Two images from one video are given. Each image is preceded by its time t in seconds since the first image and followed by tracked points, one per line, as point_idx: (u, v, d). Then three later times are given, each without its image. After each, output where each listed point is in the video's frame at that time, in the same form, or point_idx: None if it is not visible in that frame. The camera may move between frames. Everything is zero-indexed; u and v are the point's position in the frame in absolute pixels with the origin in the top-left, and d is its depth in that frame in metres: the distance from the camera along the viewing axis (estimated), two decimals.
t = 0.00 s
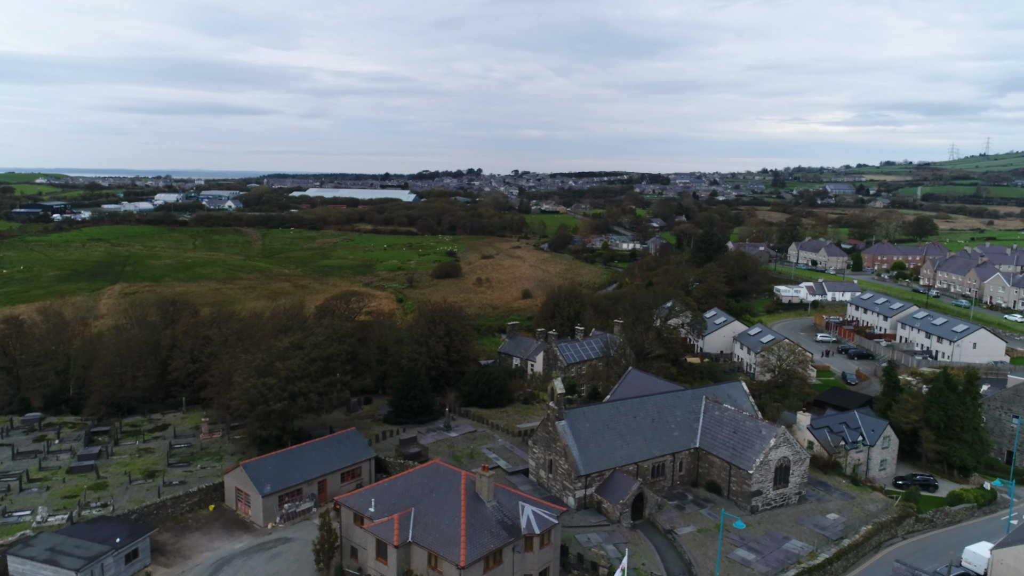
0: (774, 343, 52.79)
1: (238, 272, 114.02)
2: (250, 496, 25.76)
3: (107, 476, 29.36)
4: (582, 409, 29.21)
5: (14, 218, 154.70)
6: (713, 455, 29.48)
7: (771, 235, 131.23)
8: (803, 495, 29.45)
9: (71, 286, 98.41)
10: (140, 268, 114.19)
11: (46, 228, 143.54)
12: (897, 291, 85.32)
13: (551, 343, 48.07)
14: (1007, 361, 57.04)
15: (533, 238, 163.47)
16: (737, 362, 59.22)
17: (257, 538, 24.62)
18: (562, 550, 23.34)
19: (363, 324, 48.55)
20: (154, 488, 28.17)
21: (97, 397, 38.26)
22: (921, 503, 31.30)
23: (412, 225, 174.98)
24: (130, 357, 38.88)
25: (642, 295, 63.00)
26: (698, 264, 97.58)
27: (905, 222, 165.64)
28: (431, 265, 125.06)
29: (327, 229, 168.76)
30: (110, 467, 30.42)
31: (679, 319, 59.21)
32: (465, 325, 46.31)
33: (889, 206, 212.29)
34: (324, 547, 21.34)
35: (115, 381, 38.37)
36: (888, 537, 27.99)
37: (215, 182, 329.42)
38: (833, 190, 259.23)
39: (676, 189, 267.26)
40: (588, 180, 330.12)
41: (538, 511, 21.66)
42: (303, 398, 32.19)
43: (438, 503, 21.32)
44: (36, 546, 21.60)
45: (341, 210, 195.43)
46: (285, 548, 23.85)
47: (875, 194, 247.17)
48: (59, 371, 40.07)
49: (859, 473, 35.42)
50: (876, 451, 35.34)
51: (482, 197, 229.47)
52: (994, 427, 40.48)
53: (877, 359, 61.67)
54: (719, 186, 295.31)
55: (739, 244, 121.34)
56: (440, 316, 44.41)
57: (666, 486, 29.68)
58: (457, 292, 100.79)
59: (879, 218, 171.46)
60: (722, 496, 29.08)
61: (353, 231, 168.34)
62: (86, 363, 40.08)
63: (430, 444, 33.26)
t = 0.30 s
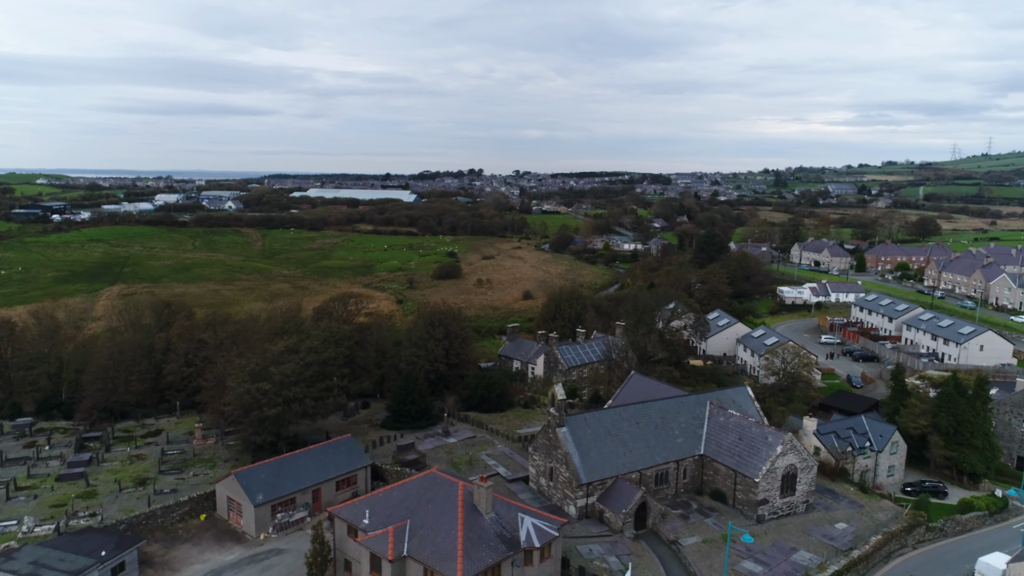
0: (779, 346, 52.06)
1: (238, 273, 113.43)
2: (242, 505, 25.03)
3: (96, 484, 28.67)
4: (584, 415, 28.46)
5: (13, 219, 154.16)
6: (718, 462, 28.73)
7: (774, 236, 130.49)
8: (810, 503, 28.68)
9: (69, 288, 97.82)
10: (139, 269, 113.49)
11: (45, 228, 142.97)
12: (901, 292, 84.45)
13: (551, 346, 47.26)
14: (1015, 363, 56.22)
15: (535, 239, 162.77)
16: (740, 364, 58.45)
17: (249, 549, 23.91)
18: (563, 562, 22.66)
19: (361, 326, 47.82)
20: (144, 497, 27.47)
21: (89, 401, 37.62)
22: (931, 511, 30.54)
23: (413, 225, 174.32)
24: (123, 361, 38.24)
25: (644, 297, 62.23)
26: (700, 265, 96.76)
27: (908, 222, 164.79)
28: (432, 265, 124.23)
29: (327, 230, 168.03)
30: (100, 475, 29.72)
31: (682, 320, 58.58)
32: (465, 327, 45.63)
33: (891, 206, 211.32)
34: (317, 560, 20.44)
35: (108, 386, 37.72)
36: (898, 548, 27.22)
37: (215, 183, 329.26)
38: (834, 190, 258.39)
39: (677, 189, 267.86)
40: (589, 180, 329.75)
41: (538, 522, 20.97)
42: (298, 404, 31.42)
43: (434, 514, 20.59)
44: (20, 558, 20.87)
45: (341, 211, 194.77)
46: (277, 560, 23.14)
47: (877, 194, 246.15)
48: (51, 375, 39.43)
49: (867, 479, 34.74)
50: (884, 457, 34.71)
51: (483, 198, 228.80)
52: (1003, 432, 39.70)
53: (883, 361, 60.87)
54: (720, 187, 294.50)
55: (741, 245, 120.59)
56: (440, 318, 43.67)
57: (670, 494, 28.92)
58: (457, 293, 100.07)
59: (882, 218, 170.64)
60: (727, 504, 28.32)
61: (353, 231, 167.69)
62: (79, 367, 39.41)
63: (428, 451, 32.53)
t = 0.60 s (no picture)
0: (783, 348, 51.35)
1: (237, 274, 112.74)
2: (231, 517, 24.20)
3: (83, 493, 27.89)
4: (585, 422, 27.63)
5: (12, 219, 153.60)
6: (723, 470, 27.91)
7: (775, 236, 129.72)
8: (818, 513, 27.84)
9: (67, 289, 97.10)
10: (137, 270, 112.75)
11: (44, 229, 142.35)
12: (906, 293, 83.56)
13: (552, 349, 46.44)
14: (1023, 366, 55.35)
15: (535, 239, 161.99)
16: (744, 367, 57.59)
17: (238, 563, 23.10)
18: None
19: (358, 329, 47.00)
20: (133, 507, 26.70)
21: (80, 407, 36.85)
22: (942, 520, 29.69)
23: (413, 226, 173.56)
24: (115, 365, 37.46)
25: (645, 298, 61.43)
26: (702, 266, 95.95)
27: (910, 222, 163.84)
28: (432, 266, 123.47)
29: (327, 230, 167.31)
30: (87, 483, 28.94)
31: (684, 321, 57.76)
32: (464, 330, 44.81)
33: (892, 206, 210.02)
34: None
35: (99, 391, 36.97)
36: (908, 559, 26.43)
37: (215, 183, 329.16)
38: (836, 190, 257.44)
39: (678, 189, 267.68)
40: (589, 180, 329.33)
41: (537, 536, 20.31)
42: (292, 410, 30.59)
43: (429, 528, 19.77)
44: (0, 572, 20.10)
45: (341, 211, 194.09)
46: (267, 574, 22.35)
47: (879, 194, 244.97)
48: (41, 380, 38.68)
49: (875, 486, 33.95)
50: (893, 463, 33.94)
51: (483, 198, 228.16)
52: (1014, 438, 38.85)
53: (888, 364, 59.99)
54: (721, 187, 293.57)
55: (743, 245, 119.71)
56: (438, 321, 42.88)
57: (674, 504, 28.09)
58: (457, 295, 99.24)
59: (884, 218, 169.69)
60: (733, 514, 27.49)
61: (353, 232, 166.97)
62: (70, 371, 38.60)
63: (425, 458, 31.71)
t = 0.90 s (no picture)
0: (788, 352, 50.52)
1: (235, 275, 111.92)
2: (219, 530, 23.32)
3: (68, 504, 27.05)
4: (586, 431, 26.71)
5: (10, 220, 152.99)
6: (729, 481, 26.98)
7: (778, 237, 128.76)
8: (828, 525, 26.90)
9: (64, 290, 96.29)
10: (135, 271, 112.02)
11: (42, 230, 141.75)
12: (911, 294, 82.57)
13: (553, 353, 45.57)
14: None
15: (536, 240, 161.10)
16: (748, 370, 56.70)
17: None
18: None
19: (354, 333, 46.13)
20: (118, 518, 25.84)
21: (69, 413, 36.03)
22: (956, 531, 28.74)
23: (413, 226, 172.76)
24: (104, 370, 36.65)
25: (647, 300, 60.56)
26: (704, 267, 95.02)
27: (913, 222, 162.67)
28: (432, 267, 122.63)
29: (326, 231, 166.53)
30: (73, 493, 28.09)
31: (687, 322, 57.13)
32: (463, 333, 43.89)
33: (895, 206, 208.73)
34: None
35: (88, 397, 36.13)
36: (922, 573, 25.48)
37: (215, 183, 328.34)
38: (837, 190, 256.30)
39: (680, 189, 267.19)
40: (590, 180, 328.51)
41: (536, 554, 19.43)
42: (284, 417, 29.69)
43: (423, 546, 18.92)
44: None
45: (341, 211, 193.32)
46: None
47: (881, 195, 243.62)
48: (30, 385, 37.90)
49: (885, 495, 33.04)
50: (903, 471, 33.03)
51: (484, 198, 227.28)
52: None
53: (895, 367, 59.03)
54: (723, 187, 292.53)
55: (746, 245, 118.71)
56: (436, 324, 42.03)
57: (678, 515, 27.17)
58: (457, 296, 98.32)
59: (887, 219, 168.51)
60: (740, 526, 26.56)
61: (353, 232, 166.19)
62: (60, 376, 37.77)
63: (422, 466, 30.83)
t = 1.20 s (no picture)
0: (794, 355, 49.54)
1: (233, 276, 110.92)
2: (204, 546, 22.35)
3: (50, 517, 26.12)
4: (587, 441, 25.69)
5: (8, 221, 152.28)
6: (736, 492, 25.94)
7: (780, 237, 127.66)
8: (839, 539, 25.86)
9: (60, 292, 95.37)
10: (132, 272, 111.25)
11: (40, 230, 141.01)
12: (916, 296, 81.48)
13: (553, 357, 44.41)
14: None
15: (536, 240, 160.16)
16: (752, 374, 55.79)
17: None
18: None
19: (350, 337, 45.12)
20: (101, 532, 24.87)
21: (56, 420, 35.11)
22: (971, 545, 27.69)
23: (413, 227, 171.84)
24: (93, 376, 35.72)
25: (649, 302, 59.60)
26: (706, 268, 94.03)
27: (917, 222, 161.42)
28: (432, 268, 121.71)
29: (326, 231, 165.73)
30: (55, 506, 27.14)
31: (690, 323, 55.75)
32: (462, 337, 42.89)
33: (898, 206, 207.40)
34: None
35: (76, 404, 35.19)
36: None
37: (216, 183, 327.93)
38: (839, 190, 255.03)
39: (681, 189, 265.87)
40: (591, 180, 327.67)
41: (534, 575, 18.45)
42: (275, 426, 28.65)
43: (414, 567, 17.97)
44: None
45: (340, 211, 192.46)
46: None
47: (883, 195, 242.11)
48: (17, 392, 37.00)
49: (896, 505, 32.04)
50: (914, 480, 32.02)
51: (484, 198, 226.35)
52: None
53: (902, 371, 58.03)
54: (724, 187, 291.45)
55: (748, 246, 117.56)
56: (433, 328, 40.99)
57: (683, 528, 26.15)
58: (457, 297, 97.21)
59: (890, 219, 167.28)
60: (747, 540, 25.52)
61: (353, 233, 165.13)
62: (46, 382, 36.80)
63: (417, 477, 29.83)
